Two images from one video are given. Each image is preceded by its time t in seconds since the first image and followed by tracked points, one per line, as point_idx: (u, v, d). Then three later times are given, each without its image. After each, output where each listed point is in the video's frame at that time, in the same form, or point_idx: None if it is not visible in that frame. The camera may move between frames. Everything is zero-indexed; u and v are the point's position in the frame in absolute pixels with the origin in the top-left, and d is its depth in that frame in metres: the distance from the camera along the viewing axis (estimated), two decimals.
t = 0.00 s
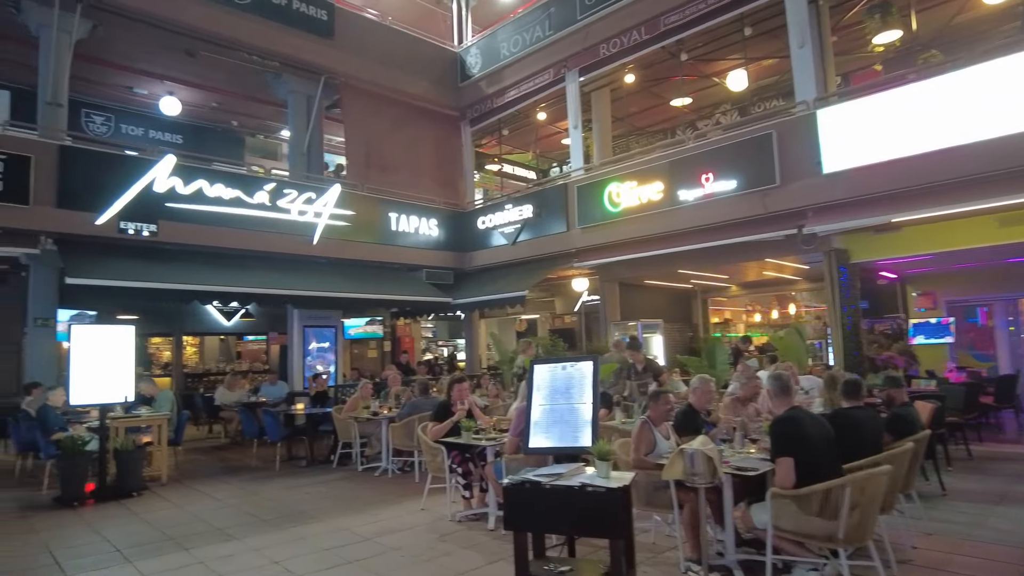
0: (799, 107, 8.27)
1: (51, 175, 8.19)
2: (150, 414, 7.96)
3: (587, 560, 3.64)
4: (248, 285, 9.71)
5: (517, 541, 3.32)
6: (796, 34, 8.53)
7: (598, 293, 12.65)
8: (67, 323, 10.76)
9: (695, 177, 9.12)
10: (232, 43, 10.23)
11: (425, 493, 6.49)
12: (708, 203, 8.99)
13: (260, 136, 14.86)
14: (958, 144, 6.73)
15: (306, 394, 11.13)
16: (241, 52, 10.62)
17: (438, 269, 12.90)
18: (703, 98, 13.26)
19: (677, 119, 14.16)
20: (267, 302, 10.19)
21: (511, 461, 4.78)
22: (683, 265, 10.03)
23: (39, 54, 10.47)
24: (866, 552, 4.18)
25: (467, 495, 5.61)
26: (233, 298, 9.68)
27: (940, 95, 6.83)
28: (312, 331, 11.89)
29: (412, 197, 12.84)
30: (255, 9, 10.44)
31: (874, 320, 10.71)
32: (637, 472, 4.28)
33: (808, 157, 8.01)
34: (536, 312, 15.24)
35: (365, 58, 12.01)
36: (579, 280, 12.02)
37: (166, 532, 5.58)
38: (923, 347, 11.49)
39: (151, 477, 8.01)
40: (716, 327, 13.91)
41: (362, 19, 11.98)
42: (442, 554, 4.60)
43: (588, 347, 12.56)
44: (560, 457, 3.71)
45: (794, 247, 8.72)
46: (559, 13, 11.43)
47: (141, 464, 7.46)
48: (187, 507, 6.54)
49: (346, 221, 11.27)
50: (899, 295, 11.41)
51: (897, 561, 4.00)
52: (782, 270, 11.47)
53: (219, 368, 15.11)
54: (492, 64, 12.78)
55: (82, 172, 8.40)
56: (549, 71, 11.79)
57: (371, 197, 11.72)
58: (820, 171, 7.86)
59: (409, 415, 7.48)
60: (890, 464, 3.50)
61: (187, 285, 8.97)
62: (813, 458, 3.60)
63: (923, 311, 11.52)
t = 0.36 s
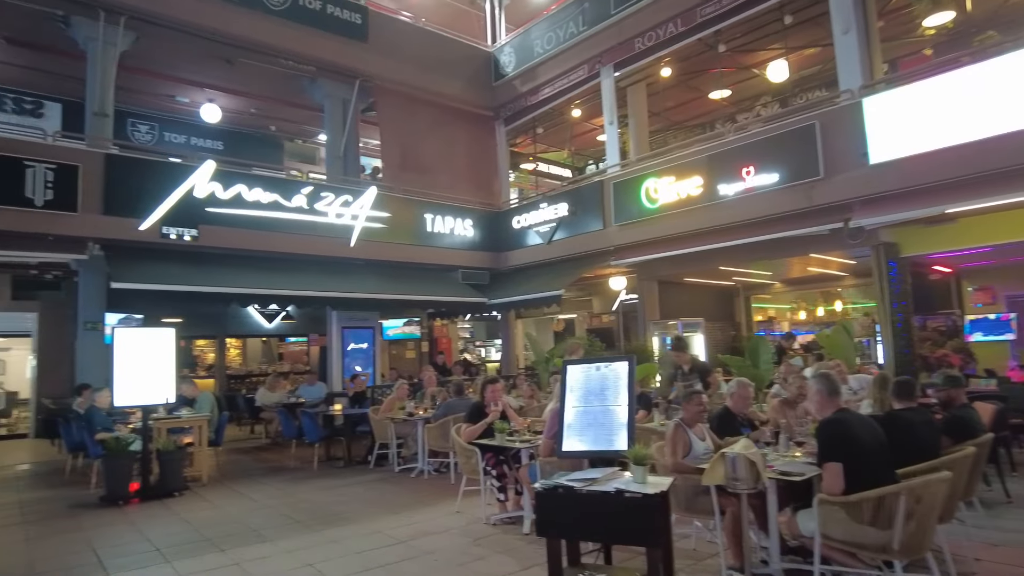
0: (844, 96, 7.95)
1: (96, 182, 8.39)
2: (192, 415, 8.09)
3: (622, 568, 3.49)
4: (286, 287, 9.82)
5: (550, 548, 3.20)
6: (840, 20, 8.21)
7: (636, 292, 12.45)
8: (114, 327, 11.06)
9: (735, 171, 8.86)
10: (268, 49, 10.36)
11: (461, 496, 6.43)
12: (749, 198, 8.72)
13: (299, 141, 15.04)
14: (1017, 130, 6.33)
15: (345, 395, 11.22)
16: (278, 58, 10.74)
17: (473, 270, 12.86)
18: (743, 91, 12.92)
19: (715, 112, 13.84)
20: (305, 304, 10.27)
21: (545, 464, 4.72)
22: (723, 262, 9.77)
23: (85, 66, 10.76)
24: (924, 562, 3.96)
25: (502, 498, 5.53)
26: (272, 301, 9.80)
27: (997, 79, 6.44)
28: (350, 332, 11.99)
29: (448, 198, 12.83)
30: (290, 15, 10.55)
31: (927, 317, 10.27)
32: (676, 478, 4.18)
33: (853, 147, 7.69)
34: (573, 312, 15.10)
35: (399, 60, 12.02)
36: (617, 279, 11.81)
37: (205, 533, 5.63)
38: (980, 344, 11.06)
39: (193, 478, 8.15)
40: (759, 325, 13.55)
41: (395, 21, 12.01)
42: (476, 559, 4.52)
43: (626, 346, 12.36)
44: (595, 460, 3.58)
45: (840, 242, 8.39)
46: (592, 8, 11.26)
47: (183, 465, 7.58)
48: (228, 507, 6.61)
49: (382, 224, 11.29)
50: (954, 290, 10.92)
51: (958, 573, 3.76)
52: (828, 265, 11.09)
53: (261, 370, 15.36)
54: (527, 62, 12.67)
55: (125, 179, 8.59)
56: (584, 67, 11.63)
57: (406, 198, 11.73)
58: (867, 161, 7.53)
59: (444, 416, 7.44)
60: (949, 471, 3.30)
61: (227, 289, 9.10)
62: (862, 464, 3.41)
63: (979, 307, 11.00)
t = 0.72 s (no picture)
0: (886, 88, 7.68)
1: (137, 189, 8.58)
2: (229, 417, 8.21)
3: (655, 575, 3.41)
4: (320, 289, 9.91)
5: (581, 554, 3.12)
6: (882, 9, 7.94)
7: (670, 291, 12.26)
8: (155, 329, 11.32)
9: (772, 167, 8.64)
10: (302, 54, 10.49)
11: (492, 498, 6.38)
12: (787, 194, 8.50)
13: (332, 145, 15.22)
14: None
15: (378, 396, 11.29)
16: (311, 63, 10.86)
17: (505, 271, 12.81)
18: (780, 85, 12.62)
19: (751, 108, 13.55)
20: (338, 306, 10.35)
21: (577, 467, 4.65)
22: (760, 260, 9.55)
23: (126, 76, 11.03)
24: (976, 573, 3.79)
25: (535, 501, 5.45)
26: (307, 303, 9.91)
27: None
28: (383, 333, 12.07)
29: (480, 199, 12.82)
30: (323, 20, 10.66)
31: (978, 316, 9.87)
32: (712, 483, 4.08)
33: (897, 140, 7.42)
34: (606, 312, 14.98)
35: (429, 62, 12.05)
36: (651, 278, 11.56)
37: (240, 533, 5.69)
38: None
39: (229, 478, 8.27)
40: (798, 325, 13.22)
41: (426, 23, 12.05)
42: (507, 564, 4.47)
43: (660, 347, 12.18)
44: (627, 465, 3.50)
45: (883, 239, 8.11)
46: (623, 5, 11.12)
47: (220, 465, 7.70)
48: (263, 508, 6.68)
49: (415, 225, 11.31)
50: (1005, 287, 10.47)
51: None
52: (870, 262, 10.75)
53: (297, 371, 15.57)
54: (558, 61, 12.58)
55: (165, 185, 8.77)
56: (615, 65, 11.49)
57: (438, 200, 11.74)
58: (911, 155, 7.26)
59: (476, 418, 7.41)
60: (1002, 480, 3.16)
61: (263, 292, 9.23)
62: (908, 470, 3.26)
63: None
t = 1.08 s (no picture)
0: (922, 80, 7.46)
1: (168, 194, 8.73)
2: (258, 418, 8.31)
3: None
4: (347, 292, 9.97)
5: (609, 559, 3.06)
6: None
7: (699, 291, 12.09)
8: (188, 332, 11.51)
9: (803, 164, 8.45)
10: (328, 59, 10.58)
11: (519, 501, 6.34)
12: (819, 192, 8.30)
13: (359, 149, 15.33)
14: None
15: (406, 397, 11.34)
16: (338, 68, 10.95)
17: (531, 271, 12.76)
18: (810, 79, 12.38)
19: (781, 104, 13.32)
20: (366, 308, 10.41)
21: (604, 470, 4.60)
22: (791, 259, 9.35)
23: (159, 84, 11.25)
24: None
25: (562, 504, 5.40)
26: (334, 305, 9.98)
27: None
28: (410, 335, 12.12)
29: (505, 200, 12.79)
30: (348, 24, 10.74)
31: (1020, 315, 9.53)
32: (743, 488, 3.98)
33: (935, 134, 7.19)
34: (633, 313, 14.84)
35: (455, 64, 12.06)
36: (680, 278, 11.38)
37: (269, 534, 5.74)
38: None
39: (259, 478, 8.37)
40: (832, 325, 12.93)
41: (451, 25, 12.07)
42: (534, 567, 4.42)
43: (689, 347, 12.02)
44: (654, 468, 3.42)
45: (920, 236, 7.87)
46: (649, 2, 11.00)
47: (250, 466, 7.79)
48: (293, 508, 6.74)
49: (441, 227, 11.32)
50: None
51: None
52: (906, 260, 10.46)
53: (326, 372, 15.72)
54: (583, 60, 12.50)
55: (196, 190, 8.90)
56: (642, 63, 11.36)
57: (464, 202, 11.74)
58: (950, 148, 7.02)
59: (502, 419, 7.38)
60: None
61: (291, 295, 9.32)
62: (952, 475, 3.14)
63: None
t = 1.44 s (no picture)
0: (945, 73, 7.31)
1: (186, 198, 8.80)
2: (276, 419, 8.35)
3: None
4: (363, 292, 10.00)
5: (627, 561, 3.02)
6: None
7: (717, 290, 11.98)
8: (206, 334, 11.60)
9: (823, 160, 8.33)
10: (343, 61, 10.62)
11: (536, 502, 6.31)
12: (839, 188, 8.17)
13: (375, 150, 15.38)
14: None
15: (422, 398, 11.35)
16: (353, 70, 10.99)
17: (547, 271, 12.72)
18: (829, 74, 12.22)
19: (799, 99, 13.16)
20: (382, 308, 10.44)
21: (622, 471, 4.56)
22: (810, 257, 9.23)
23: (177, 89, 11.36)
24: None
25: (579, 505, 5.36)
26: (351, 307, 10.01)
27: None
28: (426, 336, 12.14)
29: (520, 200, 12.76)
30: (363, 26, 10.77)
31: None
32: (764, 489, 3.94)
33: (958, 128, 7.04)
34: (650, 312, 14.75)
35: (469, 64, 12.06)
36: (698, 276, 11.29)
37: (287, 534, 5.76)
38: None
39: (277, 479, 8.41)
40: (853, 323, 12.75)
41: (465, 26, 12.06)
42: (550, 569, 4.39)
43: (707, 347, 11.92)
44: (673, 469, 3.38)
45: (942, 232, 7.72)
46: None
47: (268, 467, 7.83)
48: (310, 509, 6.76)
49: (457, 227, 11.32)
50: None
51: None
52: (929, 256, 10.29)
53: (343, 373, 15.79)
54: (598, 58, 12.43)
55: (213, 193, 8.97)
56: (657, 60, 11.25)
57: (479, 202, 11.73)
58: (975, 143, 6.87)
59: (518, 419, 7.36)
60: None
61: (308, 296, 9.37)
62: (979, 477, 3.06)
63: None
